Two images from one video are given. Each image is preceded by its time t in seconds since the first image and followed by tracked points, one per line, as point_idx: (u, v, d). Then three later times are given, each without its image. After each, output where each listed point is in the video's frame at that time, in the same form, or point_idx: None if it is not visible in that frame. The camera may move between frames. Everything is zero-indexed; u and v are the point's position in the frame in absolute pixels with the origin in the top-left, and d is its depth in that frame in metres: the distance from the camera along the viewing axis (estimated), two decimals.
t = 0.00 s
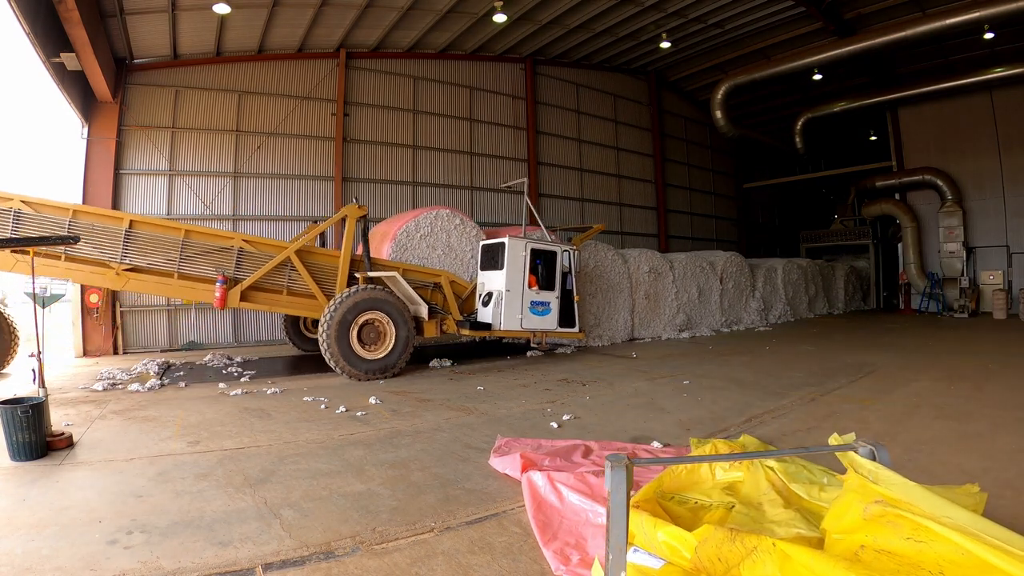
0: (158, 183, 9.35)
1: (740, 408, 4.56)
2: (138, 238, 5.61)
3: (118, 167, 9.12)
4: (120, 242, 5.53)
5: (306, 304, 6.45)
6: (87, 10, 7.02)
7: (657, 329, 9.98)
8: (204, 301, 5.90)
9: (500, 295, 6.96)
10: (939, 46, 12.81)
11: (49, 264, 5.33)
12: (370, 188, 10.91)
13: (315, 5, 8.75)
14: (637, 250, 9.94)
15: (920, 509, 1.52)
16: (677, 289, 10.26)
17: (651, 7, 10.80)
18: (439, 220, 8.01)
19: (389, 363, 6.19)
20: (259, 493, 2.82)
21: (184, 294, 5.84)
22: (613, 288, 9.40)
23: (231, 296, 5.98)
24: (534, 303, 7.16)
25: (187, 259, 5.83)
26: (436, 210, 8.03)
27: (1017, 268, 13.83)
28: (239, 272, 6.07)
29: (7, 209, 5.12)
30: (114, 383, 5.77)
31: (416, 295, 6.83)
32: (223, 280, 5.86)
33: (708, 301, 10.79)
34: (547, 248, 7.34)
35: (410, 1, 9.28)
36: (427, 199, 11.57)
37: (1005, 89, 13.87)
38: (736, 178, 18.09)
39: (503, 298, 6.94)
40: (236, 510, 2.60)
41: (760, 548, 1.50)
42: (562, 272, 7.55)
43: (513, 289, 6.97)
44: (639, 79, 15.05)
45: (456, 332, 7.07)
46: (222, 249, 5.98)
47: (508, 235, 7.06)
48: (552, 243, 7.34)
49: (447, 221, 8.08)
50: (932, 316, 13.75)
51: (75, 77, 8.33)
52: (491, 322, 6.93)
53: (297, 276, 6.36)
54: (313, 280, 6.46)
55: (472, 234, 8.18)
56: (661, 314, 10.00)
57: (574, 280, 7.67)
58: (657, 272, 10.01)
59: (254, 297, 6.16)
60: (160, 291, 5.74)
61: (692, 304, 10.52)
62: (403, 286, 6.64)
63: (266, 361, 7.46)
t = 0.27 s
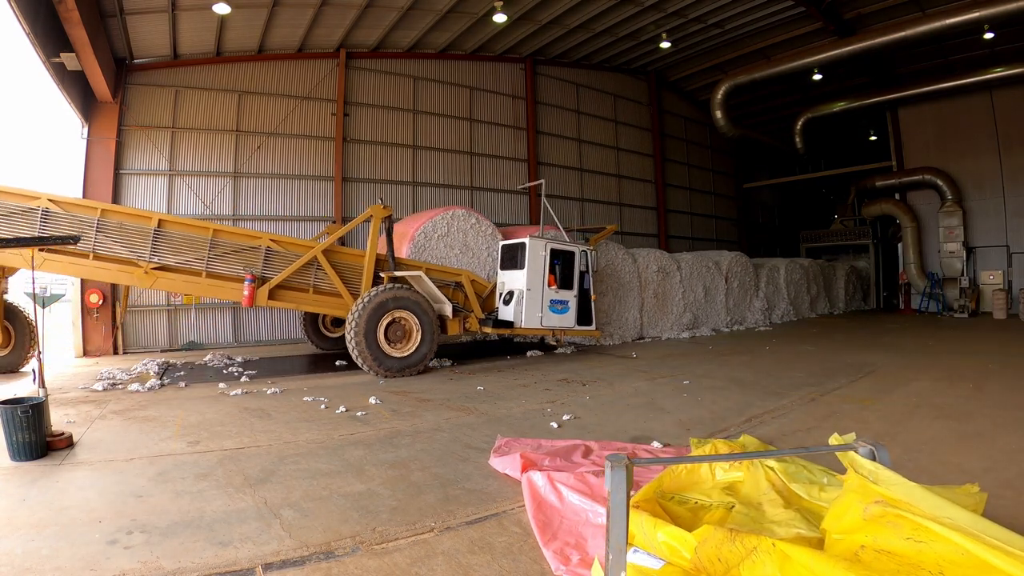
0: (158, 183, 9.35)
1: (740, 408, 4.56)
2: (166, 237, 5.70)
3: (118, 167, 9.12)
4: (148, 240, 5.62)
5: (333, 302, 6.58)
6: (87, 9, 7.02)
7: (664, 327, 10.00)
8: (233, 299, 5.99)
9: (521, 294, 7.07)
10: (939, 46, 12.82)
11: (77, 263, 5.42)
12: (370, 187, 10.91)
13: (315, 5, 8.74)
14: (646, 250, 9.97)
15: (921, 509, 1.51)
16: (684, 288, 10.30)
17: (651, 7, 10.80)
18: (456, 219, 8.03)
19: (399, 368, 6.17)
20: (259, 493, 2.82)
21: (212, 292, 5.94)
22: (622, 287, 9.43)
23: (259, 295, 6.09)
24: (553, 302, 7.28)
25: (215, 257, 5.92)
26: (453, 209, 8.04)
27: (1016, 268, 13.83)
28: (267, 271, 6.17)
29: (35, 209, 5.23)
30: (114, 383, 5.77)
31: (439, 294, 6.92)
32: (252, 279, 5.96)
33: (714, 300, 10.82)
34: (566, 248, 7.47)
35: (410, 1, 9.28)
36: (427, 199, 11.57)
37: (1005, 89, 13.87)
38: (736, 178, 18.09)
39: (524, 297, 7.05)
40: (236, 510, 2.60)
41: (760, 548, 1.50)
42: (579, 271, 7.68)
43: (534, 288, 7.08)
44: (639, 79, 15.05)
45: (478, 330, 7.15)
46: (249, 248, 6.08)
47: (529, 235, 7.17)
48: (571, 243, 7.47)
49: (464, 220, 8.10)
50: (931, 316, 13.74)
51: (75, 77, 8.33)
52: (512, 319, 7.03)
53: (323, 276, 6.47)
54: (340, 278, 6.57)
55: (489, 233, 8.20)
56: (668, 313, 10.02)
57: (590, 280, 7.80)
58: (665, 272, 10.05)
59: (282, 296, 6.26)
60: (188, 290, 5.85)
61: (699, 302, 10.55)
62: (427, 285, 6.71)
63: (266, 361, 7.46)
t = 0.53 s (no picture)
0: (158, 183, 9.35)
1: (740, 408, 4.57)
2: (183, 237, 5.71)
3: (118, 167, 9.12)
4: (165, 240, 5.63)
5: (350, 302, 6.59)
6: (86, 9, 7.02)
7: (670, 327, 10.01)
8: (250, 298, 5.99)
9: (533, 294, 7.10)
10: (939, 46, 12.82)
11: (95, 263, 5.43)
12: (370, 187, 10.91)
13: (315, 5, 8.74)
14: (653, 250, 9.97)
15: (921, 510, 1.51)
16: (690, 288, 10.30)
17: (651, 7, 10.80)
18: (467, 220, 8.02)
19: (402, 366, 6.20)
20: (259, 493, 2.82)
21: (230, 291, 5.94)
22: (629, 286, 9.44)
23: (275, 295, 6.10)
24: (564, 302, 7.30)
25: (231, 257, 5.93)
26: (465, 210, 8.03)
27: (1016, 268, 13.83)
28: (283, 271, 6.18)
29: (52, 209, 5.24)
30: (115, 383, 5.78)
31: (453, 294, 6.95)
32: (268, 279, 5.96)
33: (718, 300, 10.83)
34: (577, 249, 7.48)
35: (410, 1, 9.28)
36: (427, 199, 11.57)
37: (1004, 89, 13.87)
38: (737, 178, 18.09)
39: (536, 297, 7.08)
40: (236, 510, 2.60)
41: (761, 550, 1.49)
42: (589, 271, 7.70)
43: (545, 288, 7.11)
44: (639, 79, 15.05)
45: (491, 330, 7.15)
46: (265, 248, 6.09)
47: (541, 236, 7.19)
48: (582, 243, 7.48)
49: (476, 221, 8.09)
50: (931, 316, 13.73)
51: (75, 77, 8.33)
52: (524, 319, 7.10)
53: (339, 276, 6.48)
54: (355, 278, 6.58)
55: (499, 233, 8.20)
56: (674, 312, 10.03)
57: (600, 280, 7.81)
58: (671, 272, 10.05)
59: (298, 296, 6.26)
60: (205, 290, 5.85)
61: (704, 302, 10.55)
62: (441, 285, 6.72)
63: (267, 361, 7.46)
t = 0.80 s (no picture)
0: (158, 183, 9.35)
1: (740, 408, 4.57)
2: (185, 237, 5.71)
3: (118, 167, 9.12)
4: (168, 240, 5.63)
5: (352, 302, 6.57)
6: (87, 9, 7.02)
7: (671, 327, 10.01)
8: (253, 298, 5.99)
9: (535, 294, 7.11)
10: (939, 46, 12.82)
11: (98, 263, 5.42)
12: (370, 187, 10.91)
13: (315, 5, 8.74)
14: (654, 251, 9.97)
15: (920, 509, 1.51)
16: (691, 287, 10.30)
17: (651, 7, 10.80)
18: (469, 220, 8.05)
19: (402, 365, 6.19)
20: (259, 493, 2.82)
21: (232, 291, 5.95)
22: (630, 287, 9.44)
23: (279, 294, 6.08)
24: (566, 302, 7.31)
25: (235, 257, 5.94)
26: (467, 210, 8.06)
27: (1016, 268, 13.83)
28: (285, 271, 6.17)
29: (56, 209, 5.25)
30: (115, 383, 5.78)
31: (456, 293, 6.94)
32: (271, 279, 5.93)
33: (719, 299, 10.83)
34: (578, 249, 7.49)
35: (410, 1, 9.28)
36: (427, 199, 11.57)
37: (1005, 89, 13.87)
38: (737, 178, 18.09)
39: (538, 297, 7.09)
40: (236, 510, 2.60)
41: (761, 550, 1.49)
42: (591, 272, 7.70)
43: (547, 288, 7.11)
44: (639, 79, 15.05)
45: (494, 329, 7.13)
46: (268, 248, 6.10)
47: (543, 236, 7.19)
48: (584, 243, 7.49)
49: (477, 221, 8.13)
50: (931, 316, 13.72)
51: (75, 77, 8.32)
52: (526, 319, 7.09)
53: (342, 276, 6.45)
54: (357, 278, 6.57)
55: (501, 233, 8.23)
56: (675, 312, 10.03)
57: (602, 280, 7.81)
58: (672, 272, 10.05)
59: (301, 296, 6.24)
60: (209, 290, 5.86)
61: (705, 302, 10.55)
62: (444, 284, 6.74)
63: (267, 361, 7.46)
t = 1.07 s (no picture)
0: (158, 183, 9.35)
1: (740, 408, 4.57)
2: (185, 237, 5.71)
3: (117, 167, 9.12)
4: (168, 240, 5.63)
5: (352, 302, 6.56)
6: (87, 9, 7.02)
7: (671, 327, 10.02)
8: (252, 298, 5.99)
9: (534, 294, 7.10)
10: (939, 46, 12.82)
11: (97, 263, 5.42)
12: (369, 187, 10.91)
13: (315, 5, 8.75)
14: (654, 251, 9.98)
15: (920, 509, 1.51)
16: (691, 287, 10.31)
17: (651, 7, 10.80)
18: (469, 220, 8.04)
19: (402, 366, 6.19)
20: (259, 493, 2.82)
21: (231, 291, 5.95)
22: (631, 287, 9.44)
23: (279, 294, 6.09)
24: (566, 302, 7.31)
25: (234, 257, 5.93)
26: (466, 210, 8.05)
27: (1016, 268, 13.83)
28: (285, 271, 6.17)
29: (55, 209, 5.24)
30: (115, 383, 5.78)
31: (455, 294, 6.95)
32: (271, 279, 5.93)
33: (720, 299, 10.84)
34: (578, 249, 7.49)
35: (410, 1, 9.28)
36: (427, 199, 11.58)
37: (1005, 89, 13.87)
38: (737, 178, 18.10)
39: (537, 297, 7.08)
40: (236, 510, 2.60)
41: (760, 550, 1.49)
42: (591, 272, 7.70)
43: (547, 288, 7.11)
44: (639, 79, 15.05)
45: (493, 330, 7.14)
46: (268, 248, 6.10)
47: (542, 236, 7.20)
48: (583, 243, 7.50)
49: (477, 221, 8.12)
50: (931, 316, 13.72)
51: (75, 77, 8.33)
52: (526, 319, 7.08)
53: (342, 276, 6.46)
54: (357, 278, 6.58)
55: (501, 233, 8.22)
56: (676, 312, 10.04)
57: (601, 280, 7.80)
58: (672, 272, 10.06)
59: (301, 296, 6.24)
60: (208, 290, 5.86)
61: (706, 302, 10.55)
62: (443, 284, 6.73)
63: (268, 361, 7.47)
